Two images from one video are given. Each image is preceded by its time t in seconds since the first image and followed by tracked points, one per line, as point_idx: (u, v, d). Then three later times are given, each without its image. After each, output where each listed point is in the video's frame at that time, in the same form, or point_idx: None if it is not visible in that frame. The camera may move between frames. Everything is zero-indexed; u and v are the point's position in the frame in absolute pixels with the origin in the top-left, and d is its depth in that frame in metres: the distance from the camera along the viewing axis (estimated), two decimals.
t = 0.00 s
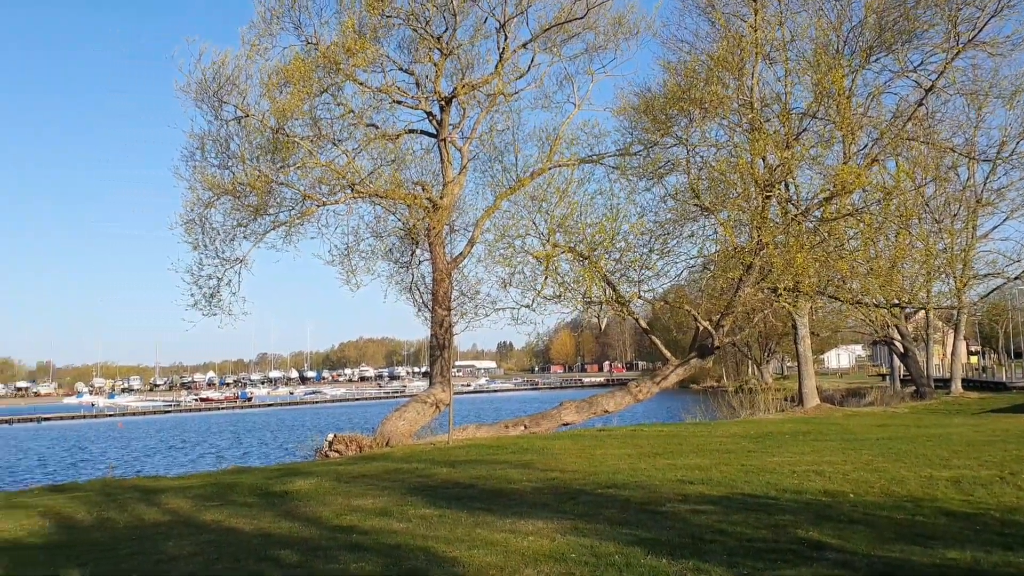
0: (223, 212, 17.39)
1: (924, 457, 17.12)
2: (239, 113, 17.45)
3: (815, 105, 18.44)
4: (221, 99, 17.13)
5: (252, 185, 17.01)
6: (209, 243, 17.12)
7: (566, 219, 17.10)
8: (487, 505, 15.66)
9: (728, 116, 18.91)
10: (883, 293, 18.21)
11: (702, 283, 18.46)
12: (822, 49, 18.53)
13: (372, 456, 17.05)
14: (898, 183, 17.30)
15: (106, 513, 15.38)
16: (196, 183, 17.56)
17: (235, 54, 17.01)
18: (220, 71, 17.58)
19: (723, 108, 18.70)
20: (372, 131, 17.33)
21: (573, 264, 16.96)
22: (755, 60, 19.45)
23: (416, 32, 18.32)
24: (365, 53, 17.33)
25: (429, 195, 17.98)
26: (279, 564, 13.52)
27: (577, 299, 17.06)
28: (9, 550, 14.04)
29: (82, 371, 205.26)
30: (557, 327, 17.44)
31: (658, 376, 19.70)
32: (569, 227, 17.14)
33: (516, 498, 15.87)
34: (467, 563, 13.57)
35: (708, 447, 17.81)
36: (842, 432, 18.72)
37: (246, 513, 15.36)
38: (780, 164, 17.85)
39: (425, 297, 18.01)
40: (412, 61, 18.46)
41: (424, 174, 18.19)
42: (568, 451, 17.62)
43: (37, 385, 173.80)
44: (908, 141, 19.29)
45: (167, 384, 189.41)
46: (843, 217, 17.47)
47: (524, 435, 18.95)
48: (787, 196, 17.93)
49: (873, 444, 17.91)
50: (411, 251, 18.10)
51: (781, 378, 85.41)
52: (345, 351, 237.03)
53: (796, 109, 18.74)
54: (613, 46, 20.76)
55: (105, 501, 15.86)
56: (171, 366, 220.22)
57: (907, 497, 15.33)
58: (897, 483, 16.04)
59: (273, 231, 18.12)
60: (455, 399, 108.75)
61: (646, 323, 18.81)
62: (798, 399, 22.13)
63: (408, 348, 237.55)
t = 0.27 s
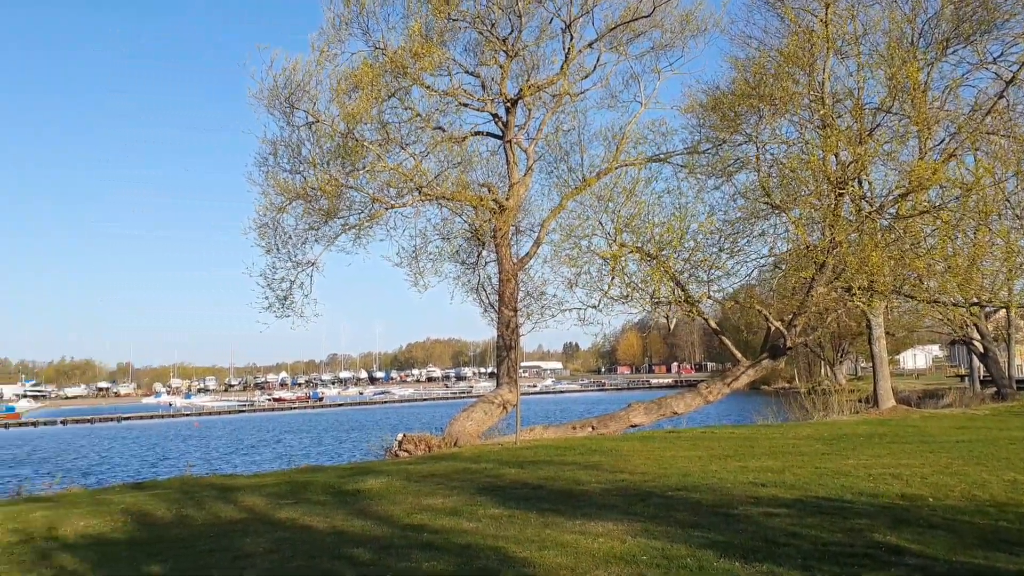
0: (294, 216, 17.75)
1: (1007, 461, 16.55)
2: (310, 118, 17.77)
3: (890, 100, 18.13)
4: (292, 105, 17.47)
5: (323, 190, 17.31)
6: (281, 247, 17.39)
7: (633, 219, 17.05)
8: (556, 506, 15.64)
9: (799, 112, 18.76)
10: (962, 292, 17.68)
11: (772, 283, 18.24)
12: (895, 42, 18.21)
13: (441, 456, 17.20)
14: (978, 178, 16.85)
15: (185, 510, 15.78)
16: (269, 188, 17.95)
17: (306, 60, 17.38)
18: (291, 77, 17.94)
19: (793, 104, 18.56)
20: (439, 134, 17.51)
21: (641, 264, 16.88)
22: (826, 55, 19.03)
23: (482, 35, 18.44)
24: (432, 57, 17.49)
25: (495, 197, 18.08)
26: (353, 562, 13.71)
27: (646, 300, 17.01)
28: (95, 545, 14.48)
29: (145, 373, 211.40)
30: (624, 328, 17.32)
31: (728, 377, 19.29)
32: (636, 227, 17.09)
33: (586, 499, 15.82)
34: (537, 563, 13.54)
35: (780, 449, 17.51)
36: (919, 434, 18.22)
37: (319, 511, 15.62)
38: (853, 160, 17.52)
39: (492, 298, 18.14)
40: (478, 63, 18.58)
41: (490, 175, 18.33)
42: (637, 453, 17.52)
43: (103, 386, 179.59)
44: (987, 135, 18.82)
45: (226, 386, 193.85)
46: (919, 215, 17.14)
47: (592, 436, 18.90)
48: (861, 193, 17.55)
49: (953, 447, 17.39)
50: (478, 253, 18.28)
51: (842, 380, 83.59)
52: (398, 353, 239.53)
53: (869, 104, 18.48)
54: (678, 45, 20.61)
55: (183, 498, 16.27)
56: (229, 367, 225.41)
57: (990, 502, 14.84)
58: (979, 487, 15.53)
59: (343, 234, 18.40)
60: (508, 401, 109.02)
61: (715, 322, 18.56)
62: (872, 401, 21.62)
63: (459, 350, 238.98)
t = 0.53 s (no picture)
0: (363, 219, 18.07)
1: None
2: (377, 123, 18.05)
3: (967, 92, 17.89)
4: (361, 110, 17.78)
5: (391, 193, 17.56)
6: (351, 250, 17.70)
7: (701, 217, 17.01)
8: (625, 507, 15.53)
9: (872, 107, 18.69)
10: None
11: (844, 282, 18.19)
12: (972, 33, 17.84)
13: (509, 456, 17.28)
14: None
15: (260, 508, 16.09)
16: (337, 192, 18.27)
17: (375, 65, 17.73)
18: (359, 83, 18.27)
19: (866, 99, 18.54)
20: (504, 136, 17.66)
21: (709, 263, 16.89)
22: (899, 48, 18.99)
23: (547, 36, 18.55)
24: (497, 59, 17.59)
25: (560, 197, 18.16)
26: (425, 561, 13.76)
27: (715, 300, 16.95)
28: (175, 541, 14.82)
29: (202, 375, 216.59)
30: (693, 328, 17.26)
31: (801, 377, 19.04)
32: (704, 225, 17.09)
33: (656, 502, 15.69)
34: (608, 565, 13.36)
35: (853, 452, 17.17)
36: (1000, 436, 17.68)
37: (390, 510, 15.78)
38: (928, 155, 17.33)
39: (558, 298, 18.26)
40: (542, 65, 18.69)
41: (556, 176, 18.45)
42: (707, 455, 17.36)
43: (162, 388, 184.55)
44: None
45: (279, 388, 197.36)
46: (998, 210, 16.73)
47: (660, 438, 18.79)
48: (937, 188, 17.39)
49: None
50: (543, 254, 18.46)
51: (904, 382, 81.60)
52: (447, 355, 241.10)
53: (944, 97, 18.27)
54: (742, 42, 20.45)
55: (258, 497, 16.60)
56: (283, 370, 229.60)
57: None
58: None
59: (410, 237, 18.62)
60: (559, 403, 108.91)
61: (786, 321, 18.64)
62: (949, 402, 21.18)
63: (508, 352, 239.56)
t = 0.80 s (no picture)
0: (416, 221, 18.24)
1: None
2: (429, 126, 18.21)
3: None
4: (413, 114, 17.97)
5: (443, 196, 17.70)
6: (404, 252, 17.89)
7: (757, 215, 17.41)
8: (682, 508, 15.37)
9: (930, 101, 18.84)
10: None
11: (903, 279, 18.41)
12: None
13: (562, 457, 17.29)
14: None
15: (318, 508, 16.29)
16: (391, 195, 18.50)
17: (426, 68, 17.98)
18: (411, 87, 18.51)
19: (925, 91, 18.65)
20: (555, 136, 17.80)
21: (765, 261, 17.21)
22: (959, 39, 19.04)
23: (597, 34, 18.67)
24: (548, 60, 17.67)
25: (611, 197, 18.21)
26: (482, 561, 13.71)
27: (772, 299, 17.31)
28: (236, 540, 15.04)
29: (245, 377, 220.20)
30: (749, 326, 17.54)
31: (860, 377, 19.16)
32: (760, 222, 17.42)
33: (713, 503, 15.52)
34: (666, 566, 13.12)
35: (915, 453, 16.86)
36: None
37: (446, 510, 15.87)
38: (990, 148, 17.40)
39: (611, 298, 18.27)
40: (593, 64, 18.77)
41: (607, 176, 18.54)
42: (764, 457, 17.23)
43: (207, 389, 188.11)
44: None
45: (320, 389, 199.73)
46: None
47: (716, 438, 18.79)
48: (999, 181, 17.61)
49: None
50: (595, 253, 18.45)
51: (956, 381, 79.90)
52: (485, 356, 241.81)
53: (1006, 88, 18.40)
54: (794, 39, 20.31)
55: (316, 497, 16.82)
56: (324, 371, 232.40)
57: None
58: None
59: (462, 239, 18.73)
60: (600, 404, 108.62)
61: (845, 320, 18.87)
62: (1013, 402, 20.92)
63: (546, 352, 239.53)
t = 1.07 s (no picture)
0: (463, 223, 18.35)
1: None
2: (474, 127, 18.33)
3: None
4: (460, 116, 18.09)
5: (489, 197, 17.78)
6: (451, 253, 17.99)
7: (808, 212, 17.58)
8: (734, 510, 15.16)
9: (986, 93, 18.73)
10: None
11: (959, 276, 18.25)
12: None
13: (612, 458, 17.33)
14: None
15: (370, 508, 16.47)
16: (437, 197, 18.64)
17: (472, 71, 18.16)
18: (457, 90, 18.67)
19: (979, 83, 18.54)
20: (600, 135, 17.94)
21: (816, 258, 17.30)
22: (1016, 30, 18.77)
23: (643, 33, 18.73)
24: (593, 59, 17.76)
25: (659, 196, 18.23)
26: (534, 562, 13.52)
27: (823, 297, 17.46)
28: (291, 539, 15.18)
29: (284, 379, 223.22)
30: (801, 324, 17.69)
31: (914, 376, 19.08)
32: (810, 220, 17.57)
33: (767, 505, 15.32)
34: (720, 569, 12.74)
35: (972, 453, 16.56)
36: None
37: (496, 511, 15.92)
38: None
39: (659, 298, 18.27)
40: (639, 62, 18.83)
41: (654, 175, 18.63)
42: (817, 458, 17.14)
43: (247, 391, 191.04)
44: None
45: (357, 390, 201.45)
46: None
47: (768, 439, 18.91)
48: None
49: None
50: (642, 252, 18.40)
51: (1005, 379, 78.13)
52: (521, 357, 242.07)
53: None
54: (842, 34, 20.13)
55: (367, 497, 17.02)
56: (361, 373, 234.63)
57: None
58: None
59: (508, 240, 18.78)
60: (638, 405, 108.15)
61: (899, 317, 18.89)
62: None
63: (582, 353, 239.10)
